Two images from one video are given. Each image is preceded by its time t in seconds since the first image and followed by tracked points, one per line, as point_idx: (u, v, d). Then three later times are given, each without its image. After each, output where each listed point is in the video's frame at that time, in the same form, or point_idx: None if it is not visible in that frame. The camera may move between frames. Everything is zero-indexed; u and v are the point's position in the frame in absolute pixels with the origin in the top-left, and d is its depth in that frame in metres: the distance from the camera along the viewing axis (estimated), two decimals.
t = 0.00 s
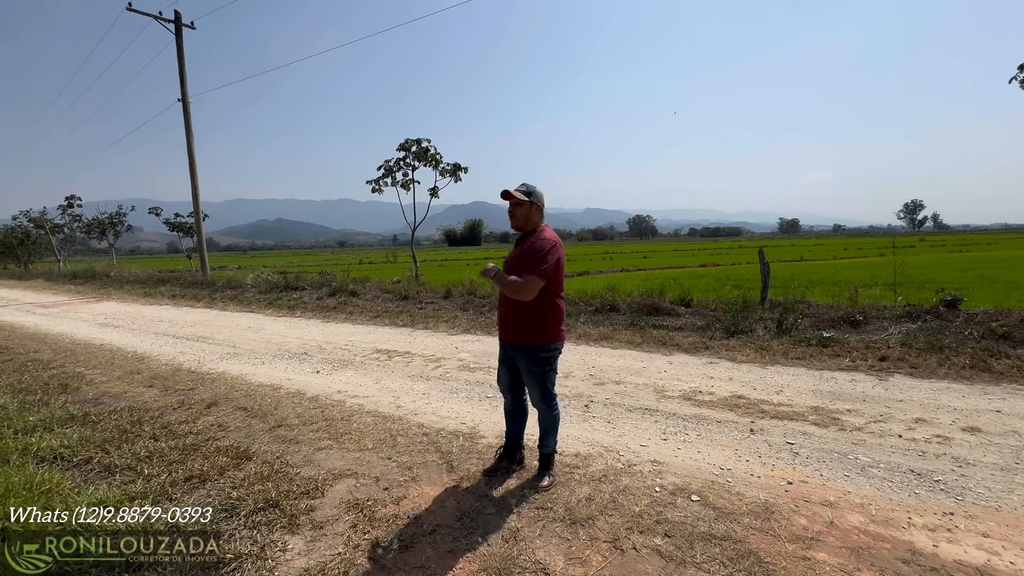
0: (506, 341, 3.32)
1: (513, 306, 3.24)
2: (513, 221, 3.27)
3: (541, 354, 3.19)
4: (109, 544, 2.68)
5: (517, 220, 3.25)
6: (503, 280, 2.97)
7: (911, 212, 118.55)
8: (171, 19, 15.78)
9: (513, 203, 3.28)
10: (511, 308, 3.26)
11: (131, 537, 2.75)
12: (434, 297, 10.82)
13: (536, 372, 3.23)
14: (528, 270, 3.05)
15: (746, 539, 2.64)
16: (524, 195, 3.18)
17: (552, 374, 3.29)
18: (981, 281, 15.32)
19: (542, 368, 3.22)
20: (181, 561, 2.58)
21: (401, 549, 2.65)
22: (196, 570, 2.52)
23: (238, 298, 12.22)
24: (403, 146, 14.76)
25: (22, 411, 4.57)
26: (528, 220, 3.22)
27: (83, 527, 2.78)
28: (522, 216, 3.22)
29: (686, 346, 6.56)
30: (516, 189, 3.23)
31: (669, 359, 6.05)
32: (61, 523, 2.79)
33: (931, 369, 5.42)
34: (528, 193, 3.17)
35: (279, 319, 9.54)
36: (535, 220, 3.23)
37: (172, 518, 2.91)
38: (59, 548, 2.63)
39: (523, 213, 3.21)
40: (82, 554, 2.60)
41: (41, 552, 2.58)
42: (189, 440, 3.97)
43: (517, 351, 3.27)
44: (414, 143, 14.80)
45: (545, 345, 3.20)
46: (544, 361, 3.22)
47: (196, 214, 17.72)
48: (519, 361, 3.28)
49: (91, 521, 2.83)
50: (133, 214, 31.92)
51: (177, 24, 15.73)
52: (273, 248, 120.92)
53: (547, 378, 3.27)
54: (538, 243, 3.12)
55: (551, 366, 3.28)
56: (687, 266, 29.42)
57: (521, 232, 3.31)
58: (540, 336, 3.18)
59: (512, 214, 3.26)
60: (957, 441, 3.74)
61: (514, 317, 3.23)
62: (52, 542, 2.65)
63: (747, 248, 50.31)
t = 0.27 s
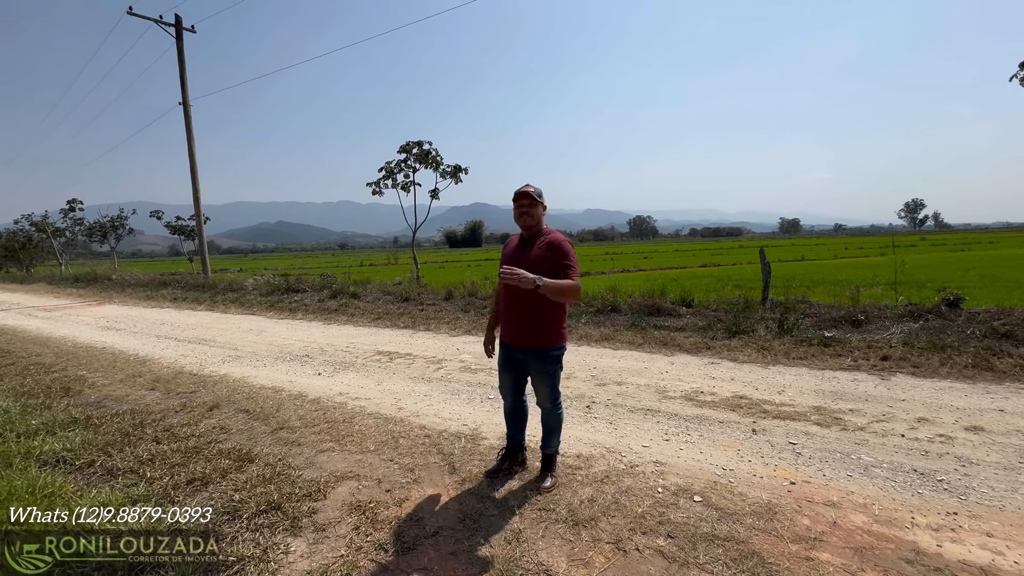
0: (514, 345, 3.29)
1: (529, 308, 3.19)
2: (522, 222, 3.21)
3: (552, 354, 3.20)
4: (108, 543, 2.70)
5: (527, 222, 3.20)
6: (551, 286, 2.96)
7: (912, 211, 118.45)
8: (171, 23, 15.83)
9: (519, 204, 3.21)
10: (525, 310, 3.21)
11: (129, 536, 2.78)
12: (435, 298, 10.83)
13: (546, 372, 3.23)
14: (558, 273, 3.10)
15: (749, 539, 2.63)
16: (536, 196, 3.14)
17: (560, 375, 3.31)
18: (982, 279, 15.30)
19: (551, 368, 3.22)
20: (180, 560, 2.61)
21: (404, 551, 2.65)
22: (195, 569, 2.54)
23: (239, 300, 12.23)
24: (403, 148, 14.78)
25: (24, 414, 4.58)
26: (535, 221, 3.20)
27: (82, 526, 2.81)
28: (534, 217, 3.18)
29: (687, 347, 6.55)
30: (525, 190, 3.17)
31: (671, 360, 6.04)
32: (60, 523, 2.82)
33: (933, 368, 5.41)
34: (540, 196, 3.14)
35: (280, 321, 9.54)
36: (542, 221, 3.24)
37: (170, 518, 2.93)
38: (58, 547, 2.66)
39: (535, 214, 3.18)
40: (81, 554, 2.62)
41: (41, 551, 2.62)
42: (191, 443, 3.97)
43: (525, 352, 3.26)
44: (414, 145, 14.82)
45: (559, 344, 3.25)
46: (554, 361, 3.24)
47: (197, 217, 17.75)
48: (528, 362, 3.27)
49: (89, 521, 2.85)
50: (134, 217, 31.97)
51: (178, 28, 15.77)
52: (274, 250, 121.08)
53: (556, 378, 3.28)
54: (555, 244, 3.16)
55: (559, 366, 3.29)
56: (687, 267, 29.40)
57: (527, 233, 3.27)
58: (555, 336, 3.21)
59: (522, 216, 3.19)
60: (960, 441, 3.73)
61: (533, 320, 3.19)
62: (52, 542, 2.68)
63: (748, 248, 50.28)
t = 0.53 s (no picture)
0: (523, 347, 3.27)
1: (543, 311, 3.18)
2: (530, 225, 3.18)
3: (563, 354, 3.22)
4: (110, 544, 2.72)
5: (535, 225, 3.18)
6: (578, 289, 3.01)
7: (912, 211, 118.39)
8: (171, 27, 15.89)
9: (526, 207, 3.18)
10: (538, 312, 3.19)
11: (129, 537, 2.79)
12: (436, 300, 10.83)
13: (555, 373, 3.24)
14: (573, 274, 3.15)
15: (752, 540, 2.62)
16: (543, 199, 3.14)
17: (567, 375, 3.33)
18: (983, 278, 15.28)
19: (560, 369, 3.24)
20: (180, 560, 2.62)
21: (406, 554, 2.64)
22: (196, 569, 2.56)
23: (240, 304, 12.24)
24: (403, 151, 14.80)
25: (26, 419, 4.58)
26: (543, 224, 3.21)
27: (82, 527, 2.82)
28: (542, 220, 3.18)
29: (688, 347, 6.54)
30: (531, 193, 3.16)
31: (672, 361, 6.03)
32: (61, 523, 2.83)
33: (935, 368, 5.40)
34: (547, 198, 3.15)
35: (280, 325, 9.54)
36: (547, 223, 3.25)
37: (169, 519, 2.95)
38: (58, 547, 2.66)
39: (543, 217, 3.18)
40: (82, 555, 2.62)
41: (41, 551, 2.62)
42: (193, 447, 3.97)
43: (534, 354, 3.25)
44: (414, 147, 14.84)
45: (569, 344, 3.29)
46: (562, 362, 3.26)
47: (198, 221, 17.77)
48: (538, 364, 3.27)
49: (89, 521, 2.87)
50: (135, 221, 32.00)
51: (178, 32, 15.80)
52: (274, 253, 121.17)
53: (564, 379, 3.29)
54: (564, 245, 3.20)
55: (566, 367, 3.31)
56: (687, 267, 29.38)
57: (533, 235, 3.25)
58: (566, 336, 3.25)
59: (530, 219, 3.17)
60: (962, 440, 3.73)
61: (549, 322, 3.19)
62: (52, 542, 2.68)
63: (748, 248, 50.27)
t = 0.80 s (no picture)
0: (525, 350, 3.27)
1: (547, 314, 3.18)
2: (535, 228, 3.17)
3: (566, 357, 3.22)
4: (110, 543, 2.77)
5: (540, 228, 3.17)
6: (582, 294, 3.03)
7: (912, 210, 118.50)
8: (170, 32, 15.91)
9: (530, 210, 3.16)
10: (541, 316, 3.19)
11: (129, 537, 2.83)
12: (436, 303, 10.82)
13: (559, 376, 3.24)
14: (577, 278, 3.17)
15: (755, 542, 2.62)
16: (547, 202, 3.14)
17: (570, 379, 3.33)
18: (983, 277, 15.28)
19: (563, 372, 3.25)
20: (179, 560, 2.66)
21: (408, 558, 2.63)
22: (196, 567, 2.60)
23: (240, 307, 12.23)
24: (402, 154, 14.81)
25: (26, 425, 4.57)
26: (547, 228, 3.20)
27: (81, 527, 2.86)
28: (546, 223, 3.18)
29: (689, 349, 6.53)
30: (536, 196, 3.15)
31: (673, 362, 6.03)
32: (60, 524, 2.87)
33: (936, 367, 5.40)
34: (552, 201, 3.15)
35: (280, 328, 9.53)
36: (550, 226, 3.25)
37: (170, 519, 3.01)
38: (59, 548, 2.70)
39: (547, 220, 3.17)
40: (81, 555, 2.67)
41: (41, 551, 2.65)
42: (193, 452, 3.96)
43: (538, 357, 3.25)
44: (413, 150, 14.84)
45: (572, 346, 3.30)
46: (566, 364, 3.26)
47: (197, 225, 17.77)
48: (541, 367, 3.27)
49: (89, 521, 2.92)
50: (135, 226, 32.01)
51: (177, 37, 15.82)
52: (274, 257, 121.27)
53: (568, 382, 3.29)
54: (568, 248, 3.21)
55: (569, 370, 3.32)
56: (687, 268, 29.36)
57: (536, 238, 3.24)
58: (569, 338, 3.26)
59: (535, 222, 3.15)
60: (965, 440, 3.72)
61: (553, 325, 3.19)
62: (53, 542, 2.72)
63: (748, 248, 50.27)
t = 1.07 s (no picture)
0: (525, 355, 3.26)
1: (546, 319, 3.18)
2: (534, 234, 3.17)
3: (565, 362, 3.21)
4: (110, 544, 2.86)
5: (539, 233, 3.17)
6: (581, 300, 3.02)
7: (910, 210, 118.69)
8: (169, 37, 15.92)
9: (529, 216, 3.16)
10: (541, 321, 3.19)
11: (129, 537, 2.94)
12: (435, 306, 10.81)
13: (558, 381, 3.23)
14: (576, 285, 3.16)
15: (755, 546, 2.60)
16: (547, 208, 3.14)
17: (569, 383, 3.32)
18: (983, 277, 15.28)
19: (562, 376, 3.24)
20: (178, 560, 2.74)
21: (407, 564, 2.62)
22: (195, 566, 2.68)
23: (239, 312, 12.22)
24: (401, 157, 14.81)
25: (24, 431, 4.56)
26: (547, 233, 3.20)
27: (79, 529, 2.96)
28: (545, 229, 3.17)
29: (688, 351, 6.53)
30: (535, 201, 3.15)
31: (672, 364, 6.02)
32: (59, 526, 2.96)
33: (936, 368, 5.39)
34: (552, 207, 3.15)
35: (279, 332, 9.52)
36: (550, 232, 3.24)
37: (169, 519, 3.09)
38: (59, 547, 2.79)
39: (546, 226, 3.16)
40: (80, 555, 2.76)
41: (41, 551, 2.73)
42: (192, 457, 3.95)
43: (537, 362, 3.24)
44: (412, 153, 14.85)
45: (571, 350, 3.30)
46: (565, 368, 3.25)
47: (196, 230, 17.76)
48: (540, 371, 3.26)
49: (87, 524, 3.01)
50: (134, 231, 31.99)
51: (175, 42, 15.84)
52: (273, 260, 121.26)
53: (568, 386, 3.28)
54: (568, 254, 3.20)
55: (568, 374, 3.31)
56: (686, 269, 29.36)
57: (536, 243, 3.24)
58: (568, 344, 3.25)
59: (534, 228, 3.15)
60: (965, 442, 3.71)
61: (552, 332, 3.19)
62: (52, 542, 2.80)
63: (747, 249, 50.29)
